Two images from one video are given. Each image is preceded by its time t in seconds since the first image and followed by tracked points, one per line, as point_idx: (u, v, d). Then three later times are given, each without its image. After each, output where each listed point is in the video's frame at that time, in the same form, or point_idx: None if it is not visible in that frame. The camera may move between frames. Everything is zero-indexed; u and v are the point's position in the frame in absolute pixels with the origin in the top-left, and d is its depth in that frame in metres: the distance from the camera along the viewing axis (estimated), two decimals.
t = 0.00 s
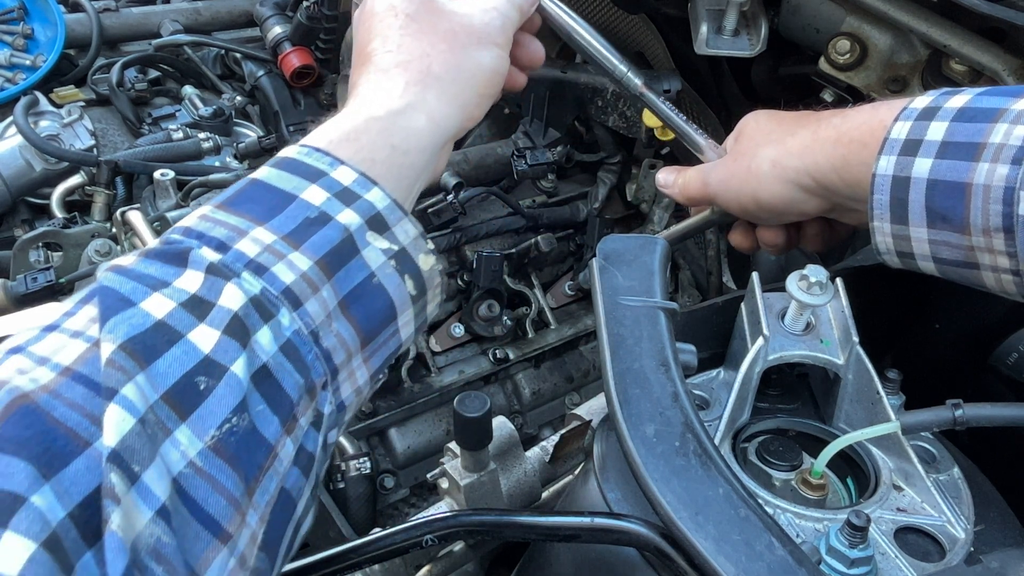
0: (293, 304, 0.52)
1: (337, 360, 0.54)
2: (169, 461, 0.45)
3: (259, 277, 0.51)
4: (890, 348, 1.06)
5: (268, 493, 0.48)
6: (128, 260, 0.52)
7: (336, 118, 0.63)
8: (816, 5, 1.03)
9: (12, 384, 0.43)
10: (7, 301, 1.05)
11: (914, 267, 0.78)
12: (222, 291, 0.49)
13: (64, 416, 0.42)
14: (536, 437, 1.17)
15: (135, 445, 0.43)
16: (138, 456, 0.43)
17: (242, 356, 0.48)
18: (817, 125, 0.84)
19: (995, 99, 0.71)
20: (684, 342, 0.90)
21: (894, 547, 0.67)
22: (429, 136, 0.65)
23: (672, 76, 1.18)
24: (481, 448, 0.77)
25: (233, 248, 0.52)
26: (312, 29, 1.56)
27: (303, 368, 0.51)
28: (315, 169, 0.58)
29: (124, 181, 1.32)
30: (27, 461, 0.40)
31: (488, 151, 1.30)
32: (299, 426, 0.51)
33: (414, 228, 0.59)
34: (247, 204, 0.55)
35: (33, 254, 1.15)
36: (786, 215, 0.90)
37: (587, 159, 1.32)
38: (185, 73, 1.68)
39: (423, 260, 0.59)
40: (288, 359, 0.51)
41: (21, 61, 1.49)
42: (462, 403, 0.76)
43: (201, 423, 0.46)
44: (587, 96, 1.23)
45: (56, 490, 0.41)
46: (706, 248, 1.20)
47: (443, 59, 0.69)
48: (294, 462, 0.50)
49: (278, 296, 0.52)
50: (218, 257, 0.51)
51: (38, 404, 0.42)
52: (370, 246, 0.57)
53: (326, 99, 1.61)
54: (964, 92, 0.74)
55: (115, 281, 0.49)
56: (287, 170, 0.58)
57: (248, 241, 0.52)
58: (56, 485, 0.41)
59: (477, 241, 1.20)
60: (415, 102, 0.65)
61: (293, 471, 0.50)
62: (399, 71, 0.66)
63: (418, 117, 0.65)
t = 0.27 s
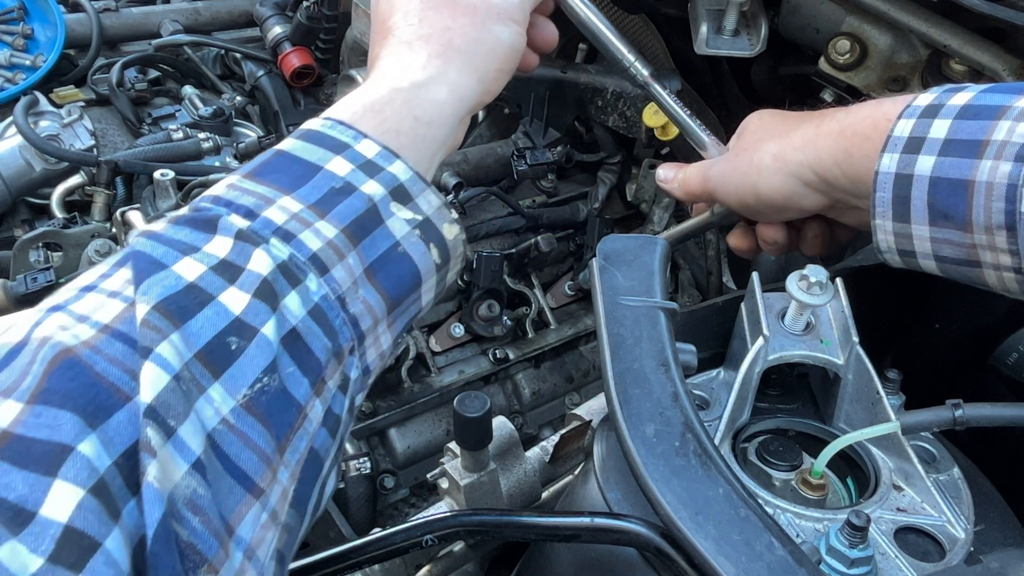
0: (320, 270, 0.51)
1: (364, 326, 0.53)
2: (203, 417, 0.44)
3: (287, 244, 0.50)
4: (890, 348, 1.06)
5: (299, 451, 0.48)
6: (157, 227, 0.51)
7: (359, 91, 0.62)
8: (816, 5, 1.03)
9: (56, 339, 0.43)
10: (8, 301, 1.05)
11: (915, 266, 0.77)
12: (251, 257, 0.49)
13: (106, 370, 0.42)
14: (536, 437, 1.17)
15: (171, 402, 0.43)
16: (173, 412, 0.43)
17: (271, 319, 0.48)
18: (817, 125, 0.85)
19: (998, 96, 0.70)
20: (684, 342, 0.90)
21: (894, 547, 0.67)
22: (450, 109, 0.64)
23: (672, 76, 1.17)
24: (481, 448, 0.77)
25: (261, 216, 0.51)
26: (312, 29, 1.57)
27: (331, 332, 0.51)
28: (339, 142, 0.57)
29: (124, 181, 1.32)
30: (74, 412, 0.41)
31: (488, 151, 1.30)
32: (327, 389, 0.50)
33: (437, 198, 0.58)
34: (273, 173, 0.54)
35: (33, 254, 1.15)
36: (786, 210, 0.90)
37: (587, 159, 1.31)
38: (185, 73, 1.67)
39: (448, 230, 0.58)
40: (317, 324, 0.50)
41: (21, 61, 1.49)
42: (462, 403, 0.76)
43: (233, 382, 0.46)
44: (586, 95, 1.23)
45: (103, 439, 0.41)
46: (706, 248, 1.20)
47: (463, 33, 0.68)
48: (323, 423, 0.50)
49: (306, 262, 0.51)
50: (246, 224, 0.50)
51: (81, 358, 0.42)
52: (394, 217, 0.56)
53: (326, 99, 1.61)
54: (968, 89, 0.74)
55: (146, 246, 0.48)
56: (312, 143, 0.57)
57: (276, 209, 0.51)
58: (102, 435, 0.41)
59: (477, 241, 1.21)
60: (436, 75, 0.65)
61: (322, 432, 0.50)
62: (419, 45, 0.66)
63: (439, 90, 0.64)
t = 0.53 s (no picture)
0: (346, 233, 0.51)
1: (389, 289, 0.53)
2: (235, 369, 0.44)
3: (314, 206, 0.50)
4: (890, 347, 1.06)
5: (327, 408, 0.48)
6: (184, 188, 0.50)
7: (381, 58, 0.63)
8: (816, 5, 1.03)
9: (95, 291, 0.42)
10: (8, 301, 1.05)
11: (918, 266, 0.77)
12: (279, 218, 0.49)
13: (145, 320, 0.42)
14: (536, 437, 1.17)
15: (206, 353, 0.43)
16: (208, 363, 0.42)
17: (299, 278, 0.47)
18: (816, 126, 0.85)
19: (1001, 96, 0.69)
20: (684, 342, 0.90)
21: (894, 547, 0.67)
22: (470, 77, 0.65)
23: (673, 76, 1.18)
24: (481, 448, 0.77)
25: (288, 178, 0.51)
26: (312, 29, 1.57)
27: (358, 293, 0.51)
28: (362, 110, 0.56)
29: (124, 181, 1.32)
30: (117, 361, 0.40)
31: (487, 151, 1.29)
32: (353, 349, 0.50)
33: (457, 166, 0.59)
34: (298, 138, 0.54)
35: (33, 254, 1.15)
36: (786, 207, 0.90)
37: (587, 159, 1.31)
38: (185, 73, 1.67)
39: (471, 197, 0.58)
40: (344, 284, 0.50)
41: (21, 61, 1.49)
42: (462, 403, 0.76)
43: (264, 336, 0.45)
44: (587, 96, 1.23)
45: (145, 386, 0.40)
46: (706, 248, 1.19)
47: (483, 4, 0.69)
48: (349, 382, 0.49)
49: (332, 224, 0.51)
50: (274, 185, 0.50)
51: (120, 308, 0.42)
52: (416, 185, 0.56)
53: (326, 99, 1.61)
54: (970, 89, 0.73)
55: (176, 204, 0.48)
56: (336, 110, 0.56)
57: (302, 172, 0.51)
58: (144, 382, 0.40)
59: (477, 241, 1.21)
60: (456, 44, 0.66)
61: (348, 390, 0.49)
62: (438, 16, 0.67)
63: (460, 57, 0.65)
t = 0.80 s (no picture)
0: (377, 208, 0.53)
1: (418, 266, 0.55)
2: (273, 336, 0.45)
3: (347, 180, 0.53)
4: (890, 348, 1.06)
5: (359, 379, 0.49)
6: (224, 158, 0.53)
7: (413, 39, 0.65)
8: (816, 4, 1.03)
9: (140, 254, 0.44)
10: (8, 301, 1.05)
11: (921, 268, 0.77)
12: (313, 191, 0.51)
13: (188, 282, 0.44)
14: (536, 437, 1.17)
15: (246, 319, 0.44)
16: (248, 328, 0.44)
17: (334, 250, 0.50)
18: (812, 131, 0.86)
19: (1003, 96, 0.69)
20: (684, 342, 0.90)
21: (894, 547, 0.67)
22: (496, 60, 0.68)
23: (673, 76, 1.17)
24: (481, 448, 0.77)
25: (323, 153, 0.53)
26: (312, 29, 1.56)
27: (388, 267, 0.52)
28: (393, 91, 0.58)
29: (124, 181, 1.32)
30: (162, 323, 0.42)
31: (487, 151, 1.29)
32: (385, 323, 0.51)
33: (484, 151, 0.60)
34: (333, 116, 0.56)
35: (33, 254, 1.15)
36: (787, 205, 0.90)
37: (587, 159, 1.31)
38: (185, 73, 1.67)
39: (496, 180, 0.60)
40: (375, 258, 0.52)
41: (21, 61, 1.49)
42: (462, 403, 0.76)
43: (301, 305, 0.47)
44: (586, 96, 1.22)
45: (190, 346, 0.42)
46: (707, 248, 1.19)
47: None
48: (381, 354, 0.51)
49: (364, 199, 0.53)
50: (309, 160, 0.52)
51: (164, 271, 0.44)
52: (443, 168, 0.58)
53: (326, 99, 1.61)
54: (973, 88, 0.73)
55: (214, 174, 0.50)
56: (369, 89, 0.58)
57: (336, 148, 0.54)
58: (189, 343, 0.42)
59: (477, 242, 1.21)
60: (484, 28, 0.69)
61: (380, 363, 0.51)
62: None
63: (487, 41, 0.68)
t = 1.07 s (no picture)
0: (418, 191, 0.54)
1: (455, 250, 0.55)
2: (320, 311, 0.46)
3: (389, 164, 0.53)
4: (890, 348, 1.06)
5: (400, 357, 0.50)
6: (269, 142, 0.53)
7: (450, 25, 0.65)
8: (816, 5, 1.03)
9: (196, 232, 0.44)
10: (8, 301, 1.05)
11: (927, 275, 0.76)
12: (357, 174, 0.51)
13: (242, 258, 0.44)
14: (536, 437, 1.17)
15: (295, 295, 0.45)
16: (297, 303, 0.44)
17: (376, 233, 0.50)
18: (816, 127, 0.85)
19: (1005, 98, 0.68)
20: (684, 342, 0.90)
21: (894, 547, 0.67)
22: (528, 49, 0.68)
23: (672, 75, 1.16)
24: (481, 448, 0.77)
25: (366, 138, 0.54)
26: (312, 29, 1.56)
27: (427, 251, 0.53)
28: (431, 80, 0.59)
29: (124, 181, 1.32)
30: (219, 299, 0.42)
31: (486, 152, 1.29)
32: (423, 304, 0.52)
33: (517, 140, 0.61)
34: (374, 103, 0.56)
35: (33, 254, 1.15)
36: (786, 201, 0.90)
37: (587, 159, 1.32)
38: (185, 73, 1.67)
39: (529, 167, 0.60)
40: (415, 241, 0.52)
41: (21, 62, 1.49)
42: (462, 403, 0.76)
43: (345, 283, 0.48)
44: (587, 96, 1.22)
45: (246, 319, 0.42)
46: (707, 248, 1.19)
47: None
48: (420, 334, 0.51)
49: (405, 183, 0.53)
50: (353, 145, 0.53)
51: (220, 248, 0.44)
52: (478, 157, 0.58)
53: (326, 100, 1.61)
54: (975, 90, 0.71)
55: (262, 157, 0.51)
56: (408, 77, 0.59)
57: (378, 134, 0.54)
58: (244, 316, 0.42)
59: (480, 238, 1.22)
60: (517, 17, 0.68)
61: (417, 341, 0.52)
62: None
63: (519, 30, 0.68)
